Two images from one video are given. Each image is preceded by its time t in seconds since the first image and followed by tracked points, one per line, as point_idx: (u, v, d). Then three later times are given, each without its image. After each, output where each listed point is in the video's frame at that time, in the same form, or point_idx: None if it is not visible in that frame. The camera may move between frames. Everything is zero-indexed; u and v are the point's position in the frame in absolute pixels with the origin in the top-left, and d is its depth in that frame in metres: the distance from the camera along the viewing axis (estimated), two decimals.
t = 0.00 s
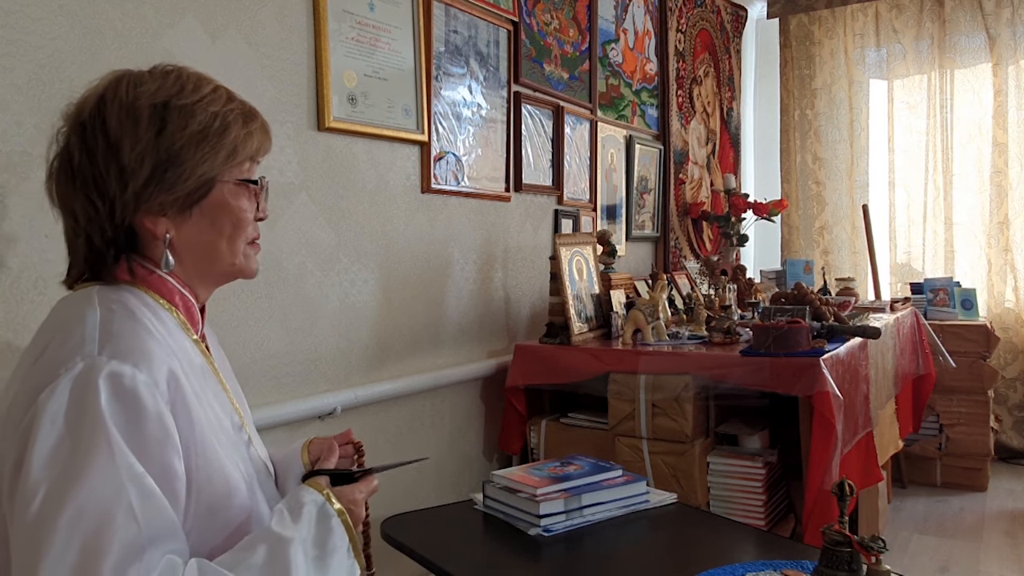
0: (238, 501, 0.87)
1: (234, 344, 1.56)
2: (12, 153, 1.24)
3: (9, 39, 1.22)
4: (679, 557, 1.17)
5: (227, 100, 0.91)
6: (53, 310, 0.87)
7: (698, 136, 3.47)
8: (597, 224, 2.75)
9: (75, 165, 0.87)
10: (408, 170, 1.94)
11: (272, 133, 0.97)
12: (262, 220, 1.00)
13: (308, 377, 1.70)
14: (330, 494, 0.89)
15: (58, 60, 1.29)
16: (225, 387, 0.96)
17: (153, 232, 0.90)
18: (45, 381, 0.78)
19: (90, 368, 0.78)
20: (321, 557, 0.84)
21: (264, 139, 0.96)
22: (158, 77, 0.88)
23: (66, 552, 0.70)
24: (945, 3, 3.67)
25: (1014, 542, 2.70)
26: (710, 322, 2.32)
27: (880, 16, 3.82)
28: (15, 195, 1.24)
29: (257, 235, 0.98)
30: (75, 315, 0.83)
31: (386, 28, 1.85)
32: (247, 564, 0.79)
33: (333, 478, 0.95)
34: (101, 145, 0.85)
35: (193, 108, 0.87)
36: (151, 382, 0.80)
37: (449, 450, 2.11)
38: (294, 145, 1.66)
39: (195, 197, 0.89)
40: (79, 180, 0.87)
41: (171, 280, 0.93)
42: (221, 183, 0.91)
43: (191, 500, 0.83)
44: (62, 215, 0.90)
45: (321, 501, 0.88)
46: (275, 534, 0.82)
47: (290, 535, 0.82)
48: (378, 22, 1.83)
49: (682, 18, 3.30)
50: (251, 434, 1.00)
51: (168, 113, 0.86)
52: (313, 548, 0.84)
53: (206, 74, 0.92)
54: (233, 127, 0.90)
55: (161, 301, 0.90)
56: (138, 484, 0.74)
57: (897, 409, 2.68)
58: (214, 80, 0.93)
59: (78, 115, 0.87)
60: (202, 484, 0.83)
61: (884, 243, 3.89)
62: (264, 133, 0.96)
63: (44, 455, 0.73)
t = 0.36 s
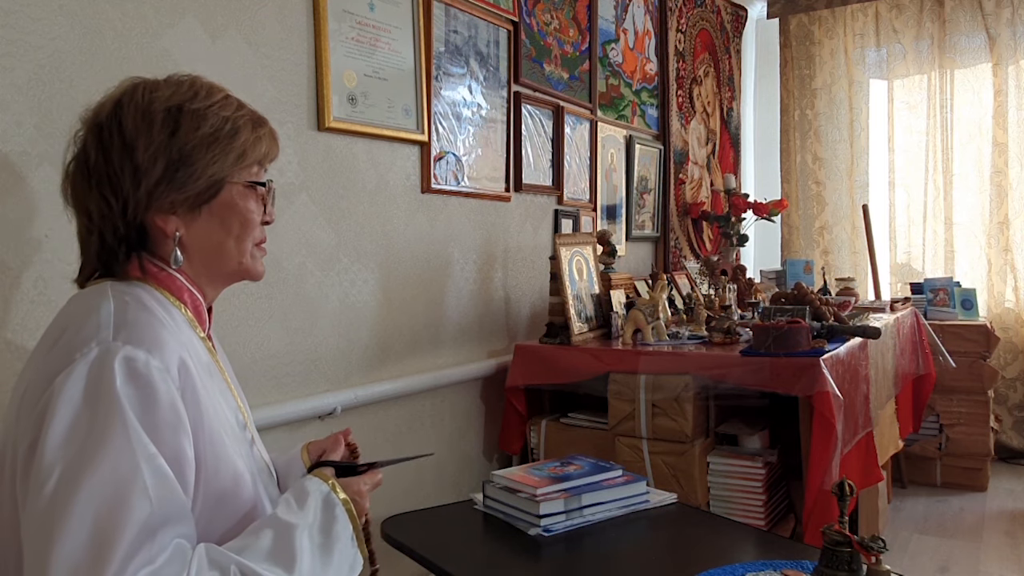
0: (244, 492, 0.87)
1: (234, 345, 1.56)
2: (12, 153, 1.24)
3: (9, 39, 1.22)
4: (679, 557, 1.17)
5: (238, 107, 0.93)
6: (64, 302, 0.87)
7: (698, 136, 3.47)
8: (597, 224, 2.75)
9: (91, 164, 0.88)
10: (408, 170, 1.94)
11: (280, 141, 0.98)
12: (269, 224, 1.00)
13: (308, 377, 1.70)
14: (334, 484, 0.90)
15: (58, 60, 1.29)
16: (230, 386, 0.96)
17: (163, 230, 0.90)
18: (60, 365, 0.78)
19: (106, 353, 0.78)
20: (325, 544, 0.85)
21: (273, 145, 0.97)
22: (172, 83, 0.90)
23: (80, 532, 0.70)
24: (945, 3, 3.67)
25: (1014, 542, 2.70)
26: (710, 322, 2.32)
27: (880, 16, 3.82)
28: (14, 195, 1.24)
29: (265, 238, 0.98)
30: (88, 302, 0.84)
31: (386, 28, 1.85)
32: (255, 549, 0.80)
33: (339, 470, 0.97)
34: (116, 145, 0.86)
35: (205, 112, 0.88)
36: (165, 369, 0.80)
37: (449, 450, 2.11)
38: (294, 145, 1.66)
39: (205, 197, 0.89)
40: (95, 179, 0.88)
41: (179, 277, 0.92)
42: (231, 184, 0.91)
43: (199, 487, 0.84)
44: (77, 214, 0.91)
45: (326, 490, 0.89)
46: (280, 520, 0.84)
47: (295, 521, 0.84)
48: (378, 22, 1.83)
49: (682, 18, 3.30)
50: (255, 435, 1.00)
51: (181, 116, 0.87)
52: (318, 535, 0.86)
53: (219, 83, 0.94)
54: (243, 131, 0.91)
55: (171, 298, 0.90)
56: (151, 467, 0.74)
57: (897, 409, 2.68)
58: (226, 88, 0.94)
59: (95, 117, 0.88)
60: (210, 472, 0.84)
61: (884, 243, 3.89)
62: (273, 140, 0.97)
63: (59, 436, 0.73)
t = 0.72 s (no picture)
0: (243, 491, 0.87)
1: (234, 345, 1.56)
2: (12, 153, 1.24)
3: (9, 39, 1.22)
4: (679, 557, 1.17)
5: (233, 105, 0.92)
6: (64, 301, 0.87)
7: (698, 136, 3.47)
8: (597, 224, 2.75)
9: (87, 165, 0.88)
10: (408, 170, 1.94)
11: (276, 139, 0.97)
12: (267, 222, 0.99)
13: (308, 377, 1.70)
14: (333, 482, 0.90)
15: (58, 61, 1.29)
16: (230, 385, 0.96)
17: (160, 229, 0.90)
18: (60, 363, 0.78)
19: (106, 351, 0.78)
20: (324, 541, 0.85)
21: (268, 143, 0.96)
22: (167, 82, 0.90)
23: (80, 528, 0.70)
24: (945, 3, 3.67)
25: (1014, 542, 2.70)
26: (710, 322, 2.32)
27: (880, 16, 3.82)
28: (15, 195, 1.24)
29: (263, 235, 0.98)
30: (88, 300, 0.84)
31: (386, 28, 1.85)
32: (255, 546, 0.80)
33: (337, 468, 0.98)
34: (111, 145, 0.87)
35: (200, 110, 0.88)
36: (164, 367, 0.80)
37: (449, 450, 2.11)
38: (294, 145, 1.66)
39: (200, 195, 0.89)
40: (91, 179, 0.88)
41: (178, 276, 0.92)
42: (226, 182, 0.91)
43: (199, 485, 0.84)
44: (75, 215, 0.91)
45: (325, 488, 0.89)
46: (280, 518, 0.84)
47: (294, 519, 0.84)
48: (378, 22, 1.83)
49: (682, 18, 3.30)
50: (254, 433, 0.99)
51: (176, 115, 0.87)
52: (317, 532, 0.86)
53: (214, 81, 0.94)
54: (237, 129, 0.91)
55: (170, 297, 0.90)
56: (152, 463, 0.74)
57: (897, 409, 2.68)
58: (220, 87, 0.94)
59: (91, 119, 0.89)
60: (209, 470, 0.84)
61: (884, 243, 3.89)
62: (268, 138, 0.97)
63: (59, 433, 0.73)
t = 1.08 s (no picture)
0: (237, 499, 0.87)
1: (234, 344, 1.56)
2: (12, 153, 1.24)
3: (9, 39, 1.22)
4: (679, 557, 1.17)
5: (215, 96, 0.91)
6: (49, 309, 0.87)
7: (698, 136, 3.47)
8: (597, 224, 2.75)
9: (65, 166, 0.88)
10: (408, 170, 1.94)
11: (262, 128, 0.97)
12: (256, 218, 1.00)
13: (308, 377, 1.70)
14: (333, 494, 0.90)
15: (58, 61, 1.29)
16: (223, 386, 0.96)
17: (144, 230, 0.89)
18: (43, 377, 0.78)
19: (88, 364, 0.78)
20: (322, 556, 0.85)
21: (254, 134, 0.96)
22: (144, 75, 0.88)
23: (65, 546, 0.70)
24: (945, 3, 3.67)
25: (1014, 542, 2.70)
26: (710, 322, 2.32)
27: (880, 16, 3.82)
28: (15, 195, 1.24)
29: (251, 233, 0.98)
30: (73, 311, 0.84)
31: (386, 28, 1.85)
32: (246, 562, 0.79)
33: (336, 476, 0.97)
34: (89, 144, 0.86)
35: (179, 105, 0.87)
36: (148, 378, 0.80)
37: (449, 450, 2.11)
38: (294, 145, 1.66)
39: (184, 195, 0.89)
40: (70, 181, 0.88)
41: (165, 278, 0.93)
42: (211, 179, 0.91)
43: (190, 497, 0.83)
44: (56, 217, 0.91)
45: (325, 501, 0.89)
46: (275, 531, 0.82)
47: (290, 532, 0.83)
48: (378, 22, 1.83)
49: (682, 18, 3.30)
50: (248, 432, 1.00)
51: (155, 110, 0.86)
52: (315, 547, 0.85)
53: (195, 71, 0.92)
54: (220, 123, 0.90)
55: (158, 299, 0.90)
56: (136, 479, 0.74)
57: (897, 409, 2.68)
58: (202, 77, 0.93)
59: (66, 117, 0.88)
60: (200, 481, 0.83)
61: (884, 243, 3.89)
62: (253, 128, 0.96)
63: (41, 451, 0.74)
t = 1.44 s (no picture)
0: (230, 504, 0.86)
1: (235, 344, 1.56)
2: (11, 153, 1.24)
3: (9, 39, 1.22)
4: (679, 557, 1.17)
5: (195, 90, 0.91)
6: (36, 316, 0.87)
7: (698, 136, 3.47)
8: (597, 224, 2.75)
9: (42, 169, 0.87)
10: (408, 170, 1.94)
11: (247, 119, 0.96)
12: (247, 212, 1.00)
13: (308, 377, 1.70)
14: (323, 497, 0.89)
15: (58, 60, 1.29)
16: (219, 386, 0.96)
17: (127, 233, 0.90)
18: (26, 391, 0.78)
19: (69, 378, 0.78)
20: (313, 560, 0.85)
21: (239, 126, 0.95)
22: (120, 71, 0.88)
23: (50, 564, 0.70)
24: (945, 3, 3.67)
25: (1014, 542, 2.70)
26: (710, 322, 2.32)
27: (880, 16, 3.82)
28: (14, 195, 1.24)
29: (243, 228, 0.99)
30: (57, 321, 0.83)
31: (386, 28, 1.85)
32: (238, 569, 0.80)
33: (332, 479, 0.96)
34: (65, 146, 0.85)
35: (157, 101, 0.86)
36: (132, 390, 0.79)
37: (449, 450, 2.11)
38: (294, 145, 1.66)
39: (165, 196, 0.89)
40: (47, 184, 0.87)
41: (153, 279, 0.93)
42: (193, 179, 0.90)
43: (182, 505, 0.83)
44: (39, 220, 0.91)
45: (315, 503, 0.88)
46: (266, 539, 0.82)
47: (281, 539, 0.83)
48: (378, 22, 1.83)
49: (682, 18, 3.30)
50: (247, 429, 1.00)
51: (131, 107, 0.85)
52: (306, 552, 0.85)
53: (173, 64, 0.92)
54: (200, 118, 0.90)
55: (147, 302, 0.91)
56: (120, 494, 0.74)
57: (897, 409, 2.67)
58: (181, 69, 0.92)
59: (41, 116, 0.87)
60: (191, 488, 0.83)
61: (884, 243, 3.89)
62: (237, 120, 0.95)
63: (25, 468, 0.74)
